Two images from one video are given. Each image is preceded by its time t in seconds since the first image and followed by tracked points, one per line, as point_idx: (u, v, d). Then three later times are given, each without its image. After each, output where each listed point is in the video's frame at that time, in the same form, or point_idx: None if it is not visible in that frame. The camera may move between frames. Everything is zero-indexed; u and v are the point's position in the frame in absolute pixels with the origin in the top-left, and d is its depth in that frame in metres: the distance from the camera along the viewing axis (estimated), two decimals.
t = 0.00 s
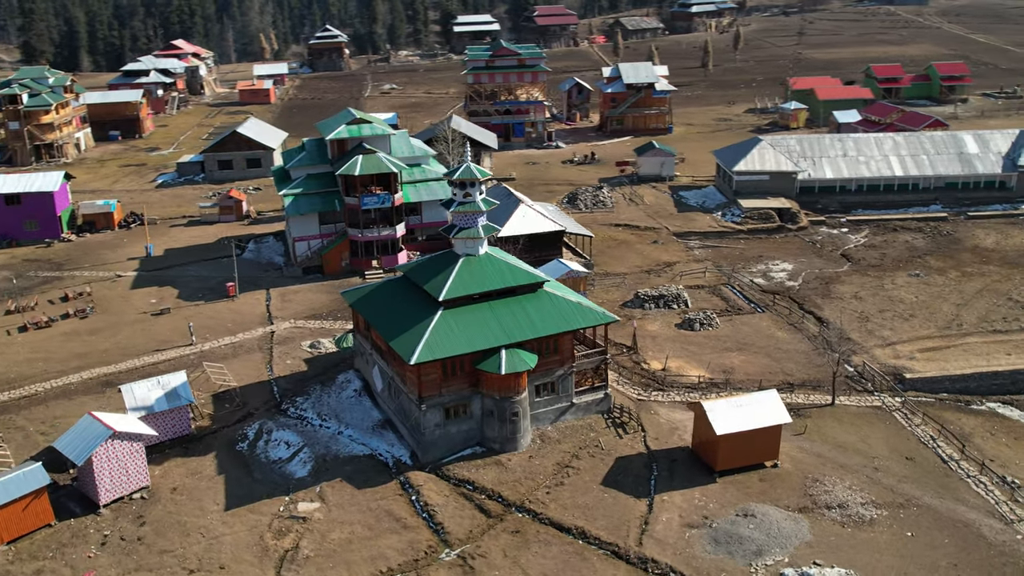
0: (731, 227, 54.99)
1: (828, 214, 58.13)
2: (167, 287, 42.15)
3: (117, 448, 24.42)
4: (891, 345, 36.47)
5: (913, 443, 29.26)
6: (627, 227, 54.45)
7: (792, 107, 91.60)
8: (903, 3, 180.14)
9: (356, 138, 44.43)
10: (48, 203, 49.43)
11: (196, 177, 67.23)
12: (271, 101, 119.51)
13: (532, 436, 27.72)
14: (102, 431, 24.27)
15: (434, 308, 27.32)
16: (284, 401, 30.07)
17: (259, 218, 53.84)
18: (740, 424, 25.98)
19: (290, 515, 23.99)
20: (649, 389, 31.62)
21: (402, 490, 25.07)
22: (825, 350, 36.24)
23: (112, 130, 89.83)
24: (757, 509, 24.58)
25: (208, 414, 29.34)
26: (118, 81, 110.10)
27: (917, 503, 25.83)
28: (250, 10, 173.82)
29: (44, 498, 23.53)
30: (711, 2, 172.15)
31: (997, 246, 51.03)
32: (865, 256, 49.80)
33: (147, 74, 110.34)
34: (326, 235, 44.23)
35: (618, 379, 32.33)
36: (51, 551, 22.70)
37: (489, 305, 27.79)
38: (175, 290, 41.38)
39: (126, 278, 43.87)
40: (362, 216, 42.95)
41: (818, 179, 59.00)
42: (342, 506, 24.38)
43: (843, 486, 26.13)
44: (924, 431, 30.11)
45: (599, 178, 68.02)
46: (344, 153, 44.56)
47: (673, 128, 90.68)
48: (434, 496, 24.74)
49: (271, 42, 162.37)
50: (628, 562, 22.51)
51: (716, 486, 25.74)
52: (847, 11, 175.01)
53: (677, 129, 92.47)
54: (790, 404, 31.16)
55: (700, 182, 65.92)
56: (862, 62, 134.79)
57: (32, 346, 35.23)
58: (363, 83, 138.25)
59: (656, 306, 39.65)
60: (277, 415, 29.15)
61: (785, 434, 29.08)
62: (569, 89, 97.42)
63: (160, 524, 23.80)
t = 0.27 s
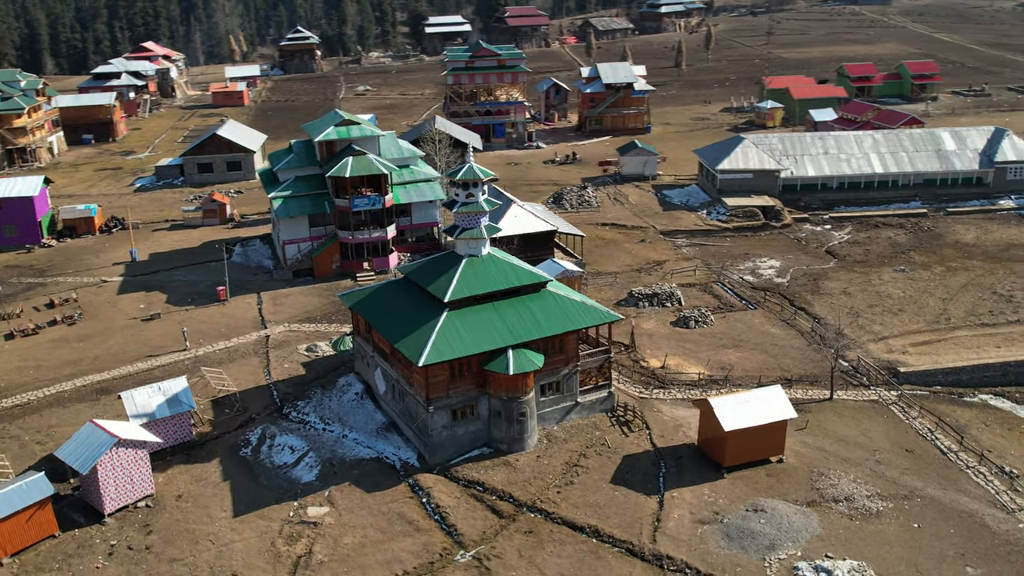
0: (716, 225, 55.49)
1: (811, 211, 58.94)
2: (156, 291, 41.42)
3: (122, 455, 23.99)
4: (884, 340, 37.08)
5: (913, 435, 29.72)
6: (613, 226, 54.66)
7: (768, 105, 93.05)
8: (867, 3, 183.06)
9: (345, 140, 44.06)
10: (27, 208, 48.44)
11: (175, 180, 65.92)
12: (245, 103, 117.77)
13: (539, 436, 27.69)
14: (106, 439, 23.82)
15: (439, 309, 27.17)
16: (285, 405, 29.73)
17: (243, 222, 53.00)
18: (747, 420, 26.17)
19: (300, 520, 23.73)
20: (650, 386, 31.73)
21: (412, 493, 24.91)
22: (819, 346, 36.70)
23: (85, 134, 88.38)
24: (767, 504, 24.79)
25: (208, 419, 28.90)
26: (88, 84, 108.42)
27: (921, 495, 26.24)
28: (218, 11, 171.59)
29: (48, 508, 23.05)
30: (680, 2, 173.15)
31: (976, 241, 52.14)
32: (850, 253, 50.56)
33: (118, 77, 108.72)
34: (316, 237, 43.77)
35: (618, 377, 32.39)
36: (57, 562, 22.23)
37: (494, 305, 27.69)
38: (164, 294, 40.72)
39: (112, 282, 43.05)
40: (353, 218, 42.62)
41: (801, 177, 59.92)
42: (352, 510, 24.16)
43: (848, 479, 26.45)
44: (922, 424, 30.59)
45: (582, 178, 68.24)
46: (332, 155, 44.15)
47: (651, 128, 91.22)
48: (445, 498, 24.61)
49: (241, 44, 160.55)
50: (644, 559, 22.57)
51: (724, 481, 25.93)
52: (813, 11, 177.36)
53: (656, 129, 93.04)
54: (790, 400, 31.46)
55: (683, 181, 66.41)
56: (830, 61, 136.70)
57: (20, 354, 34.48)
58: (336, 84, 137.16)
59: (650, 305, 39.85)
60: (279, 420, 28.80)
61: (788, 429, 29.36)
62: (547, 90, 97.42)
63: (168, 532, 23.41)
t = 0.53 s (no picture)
0: (705, 223, 55.94)
1: (797, 209, 59.62)
2: (147, 295, 40.81)
3: (129, 463, 23.62)
4: (878, 335, 37.62)
5: (913, 429, 30.11)
6: (603, 225, 54.85)
7: (748, 104, 94.80)
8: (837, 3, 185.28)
9: (337, 142, 43.73)
10: (10, 212, 47.52)
11: (157, 183, 64.79)
12: (223, 105, 116.14)
13: (546, 435, 27.69)
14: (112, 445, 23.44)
15: (446, 310, 27.09)
16: (287, 409, 29.47)
17: (230, 225, 52.17)
18: (755, 416, 26.38)
19: (312, 524, 23.52)
20: (652, 384, 31.84)
21: (423, 494, 24.81)
22: (814, 342, 37.10)
23: (61, 137, 86.98)
24: (777, 499, 24.99)
25: (210, 424, 28.53)
26: (62, 86, 106.76)
27: (924, 487, 26.61)
28: (189, 12, 169.22)
29: (54, 517, 22.65)
30: (653, 2, 173.54)
31: (960, 236, 53.06)
32: (838, 249, 51.18)
33: (93, 79, 107.12)
34: (308, 239, 43.21)
35: (620, 375, 32.47)
36: (65, 572, 21.84)
37: (500, 305, 27.65)
38: (155, 298, 40.13)
39: (100, 287, 42.34)
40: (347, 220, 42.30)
41: (786, 175, 60.64)
42: (364, 513, 24.00)
43: (854, 473, 26.74)
44: (920, 417, 31.02)
45: (568, 178, 68.37)
46: (324, 156, 43.85)
47: (633, 127, 91.44)
48: (457, 499, 24.54)
49: (214, 45, 158.63)
50: (659, 556, 22.66)
51: (733, 478, 26.11)
52: (784, 11, 179.03)
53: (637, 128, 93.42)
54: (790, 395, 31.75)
55: (669, 180, 66.78)
56: (804, 60, 138.12)
57: (11, 361, 33.81)
58: (312, 86, 135.90)
59: (646, 303, 40.03)
60: (283, 424, 28.53)
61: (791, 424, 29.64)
62: (528, 89, 97.25)
63: (177, 539, 23.09)
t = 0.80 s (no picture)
0: (693, 222, 56.41)
1: (782, 206, 60.53)
2: (137, 299, 40.14)
3: (138, 470, 23.24)
4: (871, 330, 38.20)
5: (912, 422, 30.56)
6: (592, 225, 55.03)
7: (727, 103, 96.20)
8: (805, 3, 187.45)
9: (328, 143, 43.33)
10: None
11: (138, 186, 63.54)
12: (198, 107, 114.04)
13: (554, 434, 27.70)
14: (121, 451, 23.05)
15: (453, 311, 26.99)
16: (292, 412, 29.15)
17: (217, 228, 51.38)
18: (763, 412, 26.64)
19: (325, 529, 23.31)
20: (655, 381, 31.98)
21: (435, 496, 24.71)
22: (810, 337, 37.53)
23: (36, 141, 85.39)
24: (787, 493, 25.22)
25: (213, 430, 28.12)
26: (34, 89, 104.90)
27: (928, 478, 27.02)
28: (159, 14, 166.84)
29: (62, 527, 22.21)
30: (625, 2, 173.82)
31: (942, 232, 54.09)
32: (826, 246, 51.93)
33: (66, 82, 105.37)
34: (301, 241, 42.53)
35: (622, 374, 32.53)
36: None
37: (507, 305, 27.61)
38: (147, 302, 39.45)
39: (89, 292, 41.57)
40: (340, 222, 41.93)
41: (771, 173, 61.60)
42: (377, 516, 23.83)
43: (860, 466, 27.08)
44: (919, 410, 31.50)
45: (553, 177, 68.48)
46: (315, 158, 43.36)
47: (614, 127, 91.85)
48: (470, 501, 24.46)
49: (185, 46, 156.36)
50: (675, 553, 22.77)
51: (742, 473, 26.32)
52: (754, 11, 180.56)
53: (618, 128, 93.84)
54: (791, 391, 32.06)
55: (654, 179, 67.16)
56: (777, 60, 139.48)
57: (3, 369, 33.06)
58: (287, 87, 133.93)
59: (642, 302, 40.23)
60: (288, 428, 28.23)
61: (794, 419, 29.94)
62: (508, 90, 97.12)
63: (189, 547, 22.75)
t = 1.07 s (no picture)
0: (682, 221, 56.89)
1: (768, 204, 61.41)
2: (129, 303, 39.52)
3: (147, 476, 22.88)
4: (866, 326, 38.70)
5: (912, 416, 30.99)
6: (582, 224, 55.18)
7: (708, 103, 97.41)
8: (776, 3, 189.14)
9: (320, 144, 42.96)
10: None
11: (121, 190, 62.42)
12: (175, 110, 112.05)
13: (562, 434, 27.73)
14: (130, 458, 22.66)
15: (460, 312, 26.92)
16: (296, 416, 28.90)
17: (205, 231, 50.68)
18: (770, 408, 26.86)
19: (338, 533, 23.14)
20: (658, 379, 32.12)
21: (447, 497, 24.63)
22: (806, 334, 37.94)
23: (11, 144, 83.87)
24: (796, 488, 25.46)
25: (217, 434, 27.79)
26: (7, 92, 103.09)
27: (932, 470, 27.41)
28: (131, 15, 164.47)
29: (71, 536, 21.81)
30: (599, 2, 173.97)
31: (927, 228, 55.00)
32: (814, 244, 52.56)
33: (40, 84, 103.68)
34: (294, 244, 42.17)
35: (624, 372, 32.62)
36: None
37: (513, 305, 27.58)
38: (139, 306, 38.84)
39: (78, 296, 40.85)
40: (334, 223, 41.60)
41: (756, 171, 62.49)
42: (390, 519, 23.70)
43: (865, 460, 27.40)
44: (917, 404, 31.95)
45: (540, 177, 68.56)
46: (307, 159, 42.96)
47: (596, 127, 92.34)
48: (482, 501, 24.41)
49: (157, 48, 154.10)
50: (690, 549, 22.90)
51: (750, 469, 26.52)
52: (727, 11, 181.74)
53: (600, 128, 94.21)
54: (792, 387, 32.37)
55: (640, 178, 67.51)
56: (753, 59, 140.53)
57: None
58: (264, 88, 131.97)
59: (638, 300, 40.42)
60: (293, 432, 27.98)
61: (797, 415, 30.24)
62: (489, 91, 96.64)
63: (201, 553, 22.45)
